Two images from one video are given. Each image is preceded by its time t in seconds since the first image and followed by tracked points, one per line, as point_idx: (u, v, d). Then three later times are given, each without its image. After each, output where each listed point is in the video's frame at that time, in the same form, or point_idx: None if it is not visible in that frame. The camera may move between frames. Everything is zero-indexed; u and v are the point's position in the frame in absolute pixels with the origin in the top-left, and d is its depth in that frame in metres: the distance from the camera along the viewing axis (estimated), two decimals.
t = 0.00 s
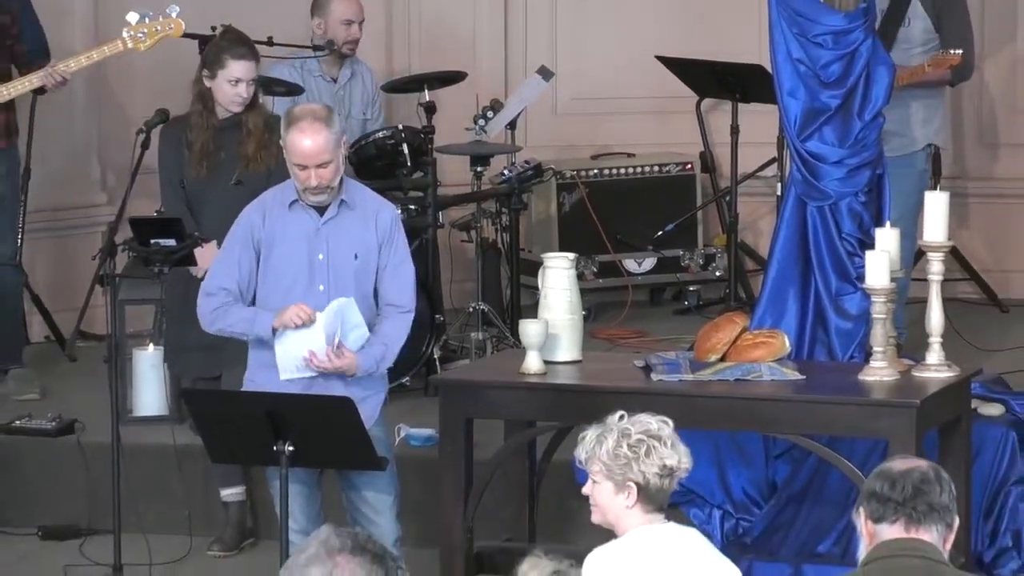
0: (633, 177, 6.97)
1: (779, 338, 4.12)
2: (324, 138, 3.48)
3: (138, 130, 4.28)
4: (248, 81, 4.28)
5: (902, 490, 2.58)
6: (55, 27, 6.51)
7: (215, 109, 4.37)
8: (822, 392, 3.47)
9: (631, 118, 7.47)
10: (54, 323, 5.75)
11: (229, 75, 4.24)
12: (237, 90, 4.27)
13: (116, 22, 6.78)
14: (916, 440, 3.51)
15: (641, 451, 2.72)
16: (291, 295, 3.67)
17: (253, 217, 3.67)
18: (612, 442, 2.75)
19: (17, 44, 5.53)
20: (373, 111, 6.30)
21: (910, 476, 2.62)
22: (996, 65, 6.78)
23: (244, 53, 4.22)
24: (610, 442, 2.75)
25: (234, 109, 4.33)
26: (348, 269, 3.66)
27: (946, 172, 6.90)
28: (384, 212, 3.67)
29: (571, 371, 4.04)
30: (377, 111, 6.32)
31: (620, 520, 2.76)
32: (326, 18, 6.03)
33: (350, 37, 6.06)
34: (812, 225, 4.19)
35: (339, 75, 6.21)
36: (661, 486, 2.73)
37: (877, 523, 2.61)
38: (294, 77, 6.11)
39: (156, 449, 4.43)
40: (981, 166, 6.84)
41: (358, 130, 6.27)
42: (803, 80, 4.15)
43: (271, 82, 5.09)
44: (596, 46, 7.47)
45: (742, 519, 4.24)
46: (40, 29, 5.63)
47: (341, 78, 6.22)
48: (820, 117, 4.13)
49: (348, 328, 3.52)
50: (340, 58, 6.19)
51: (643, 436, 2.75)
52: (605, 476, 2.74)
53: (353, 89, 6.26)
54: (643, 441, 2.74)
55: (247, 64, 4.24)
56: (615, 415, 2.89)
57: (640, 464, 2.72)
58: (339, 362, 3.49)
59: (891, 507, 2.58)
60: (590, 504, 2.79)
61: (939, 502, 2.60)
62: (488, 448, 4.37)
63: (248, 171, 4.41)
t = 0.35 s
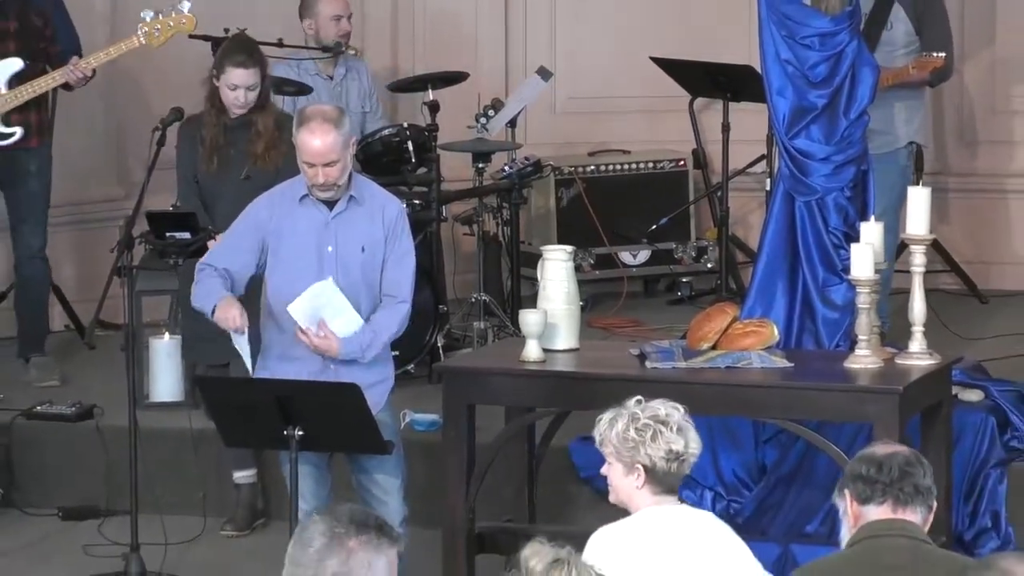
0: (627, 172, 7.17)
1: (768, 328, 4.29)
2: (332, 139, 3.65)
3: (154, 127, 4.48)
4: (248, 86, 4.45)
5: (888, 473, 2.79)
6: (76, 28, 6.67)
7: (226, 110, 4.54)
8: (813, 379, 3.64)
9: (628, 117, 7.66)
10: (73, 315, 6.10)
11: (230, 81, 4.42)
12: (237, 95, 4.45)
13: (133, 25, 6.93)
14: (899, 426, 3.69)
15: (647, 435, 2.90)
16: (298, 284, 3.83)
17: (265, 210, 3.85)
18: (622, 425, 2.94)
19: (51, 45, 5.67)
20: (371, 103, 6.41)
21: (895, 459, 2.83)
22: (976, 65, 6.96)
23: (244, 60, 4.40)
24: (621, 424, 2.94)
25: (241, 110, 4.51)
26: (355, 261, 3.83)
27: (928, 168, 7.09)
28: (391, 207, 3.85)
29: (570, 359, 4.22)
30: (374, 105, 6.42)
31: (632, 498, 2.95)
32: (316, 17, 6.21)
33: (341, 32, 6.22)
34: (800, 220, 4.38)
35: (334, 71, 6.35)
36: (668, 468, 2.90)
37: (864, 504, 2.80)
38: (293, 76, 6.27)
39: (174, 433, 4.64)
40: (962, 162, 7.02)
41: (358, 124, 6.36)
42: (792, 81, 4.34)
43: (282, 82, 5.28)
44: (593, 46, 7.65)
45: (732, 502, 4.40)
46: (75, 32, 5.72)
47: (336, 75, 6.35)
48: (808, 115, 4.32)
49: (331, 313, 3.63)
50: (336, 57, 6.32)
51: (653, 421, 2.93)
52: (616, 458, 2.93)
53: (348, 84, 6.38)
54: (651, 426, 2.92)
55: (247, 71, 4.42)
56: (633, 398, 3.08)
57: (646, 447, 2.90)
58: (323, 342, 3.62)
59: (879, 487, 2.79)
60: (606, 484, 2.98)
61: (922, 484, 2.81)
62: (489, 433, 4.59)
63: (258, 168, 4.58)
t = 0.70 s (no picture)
0: (625, 169, 7.36)
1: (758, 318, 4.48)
2: (332, 139, 3.81)
3: (170, 125, 4.68)
4: (259, 87, 4.64)
5: (872, 457, 2.90)
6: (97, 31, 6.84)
7: (241, 110, 4.76)
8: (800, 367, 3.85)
9: (624, 115, 7.82)
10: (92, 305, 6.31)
11: (241, 82, 4.62)
12: (247, 95, 4.65)
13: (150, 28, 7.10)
14: (884, 412, 3.88)
15: (638, 421, 3.07)
16: (306, 278, 4.02)
17: (272, 207, 4.04)
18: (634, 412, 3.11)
19: (78, 49, 5.92)
20: (373, 101, 6.59)
21: (876, 444, 2.94)
22: (958, 66, 7.14)
23: (256, 62, 4.60)
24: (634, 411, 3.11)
25: (254, 110, 4.71)
26: (359, 254, 4.01)
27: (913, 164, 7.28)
28: (392, 201, 4.02)
29: (568, 348, 4.41)
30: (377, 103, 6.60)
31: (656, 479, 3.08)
32: (325, 23, 6.39)
33: (347, 38, 6.42)
34: (789, 215, 4.57)
35: (335, 72, 6.53)
36: (654, 453, 3.01)
37: (847, 488, 2.91)
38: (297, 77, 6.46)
39: (187, 419, 4.85)
40: (943, 159, 7.20)
41: (361, 122, 6.57)
42: (780, 81, 4.52)
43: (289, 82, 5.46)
44: (591, 46, 7.83)
45: (723, 484, 4.61)
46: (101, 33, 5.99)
47: (337, 75, 6.53)
48: (795, 114, 4.50)
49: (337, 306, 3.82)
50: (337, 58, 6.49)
51: (644, 408, 3.08)
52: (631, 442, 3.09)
53: (350, 84, 6.55)
54: (639, 412, 3.08)
55: (258, 73, 4.62)
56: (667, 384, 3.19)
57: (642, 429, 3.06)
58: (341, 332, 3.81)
59: (863, 472, 2.89)
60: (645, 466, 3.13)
61: (904, 468, 2.93)
62: (491, 418, 4.79)
63: (271, 167, 4.76)
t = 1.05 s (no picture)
0: (621, 165, 7.54)
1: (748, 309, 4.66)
2: (336, 139, 3.99)
3: (184, 124, 4.88)
4: (276, 88, 4.82)
5: (852, 442, 2.97)
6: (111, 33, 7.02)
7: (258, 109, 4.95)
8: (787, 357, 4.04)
9: (622, 113, 8.01)
10: (109, 297, 6.52)
11: (258, 82, 4.80)
12: (264, 95, 4.83)
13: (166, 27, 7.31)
14: (870, 399, 4.07)
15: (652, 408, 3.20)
16: (312, 273, 4.21)
17: (279, 205, 4.22)
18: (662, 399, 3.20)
19: (91, 53, 6.09)
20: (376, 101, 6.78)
21: (856, 430, 3.01)
22: (940, 66, 7.34)
23: (272, 63, 4.78)
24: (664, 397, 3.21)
25: (270, 109, 4.90)
26: (362, 250, 4.19)
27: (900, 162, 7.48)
28: (393, 200, 4.20)
29: (566, 338, 4.61)
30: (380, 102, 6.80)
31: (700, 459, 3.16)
32: (334, 28, 6.58)
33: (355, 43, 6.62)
34: (777, 210, 4.76)
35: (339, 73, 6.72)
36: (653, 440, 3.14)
37: (828, 473, 2.99)
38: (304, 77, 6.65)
39: (199, 406, 5.05)
40: (925, 157, 7.39)
41: (365, 120, 6.77)
42: (769, 81, 4.71)
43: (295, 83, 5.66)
44: (589, 46, 8.01)
45: (716, 468, 4.81)
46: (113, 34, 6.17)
47: (340, 77, 6.71)
48: (784, 114, 4.69)
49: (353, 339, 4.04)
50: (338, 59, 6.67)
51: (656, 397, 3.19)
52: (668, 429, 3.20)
53: (354, 84, 6.74)
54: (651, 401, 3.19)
55: (275, 74, 4.80)
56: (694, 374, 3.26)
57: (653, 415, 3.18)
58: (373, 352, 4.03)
59: (842, 456, 2.97)
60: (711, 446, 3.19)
61: (883, 451, 3.01)
62: (491, 405, 4.99)
63: (291, 165, 4.99)
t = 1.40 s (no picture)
0: (617, 163, 7.75)
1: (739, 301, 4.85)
2: (344, 144, 4.14)
3: (199, 123, 5.08)
4: (288, 86, 5.02)
5: (829, 431, 3.11)
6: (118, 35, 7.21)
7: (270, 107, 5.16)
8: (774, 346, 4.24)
9: (620, 113, 8.20)
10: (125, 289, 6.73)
11: (271, 79, 5.00)
12: (276, 93, 5.02)
13: (174, 26, 7.45)
14: (854, 386, 4.27)
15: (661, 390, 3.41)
16: (316, 270, 4.40)
17: (288, 205, 4.39)
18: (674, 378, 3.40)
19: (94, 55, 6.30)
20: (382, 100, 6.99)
21: (834, 418, 3.15)
22: (923, 66, 7.54)
23: (285, 62, 5.00)
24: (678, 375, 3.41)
25: (282, 108, 5.10)
26: (363, 251, 4.36)
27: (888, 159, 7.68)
28: (396, 205, 4.35)
29: (564, 327, 4.81)
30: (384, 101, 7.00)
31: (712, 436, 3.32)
32: (344, 33, 6.78)
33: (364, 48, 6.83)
34: (768, 206, 4.96)
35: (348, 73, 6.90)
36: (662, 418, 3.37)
37: (809, 460, 3.13)
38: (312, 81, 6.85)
39: (212, 394, 5.27)
40: (909, 155, 7.60)
41: (371, 119, 6.97)
42: (759, 82, 4.90)
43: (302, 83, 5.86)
44: (587, 47, 8.21)
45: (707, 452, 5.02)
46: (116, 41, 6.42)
47: (348, 78, 6.88)
48: (774, 112, 4.89)
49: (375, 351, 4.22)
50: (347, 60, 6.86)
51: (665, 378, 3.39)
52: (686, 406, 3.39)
53: (362, 85, 6.94)
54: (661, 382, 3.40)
55: (288, 72, 5.00)
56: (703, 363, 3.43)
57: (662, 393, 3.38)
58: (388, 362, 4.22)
59: (818, 444, 3.12)
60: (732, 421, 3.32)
61: (862, 439, 3.14)
62: (492, 393, 5.20)
63: (301, 164, 5.18)
